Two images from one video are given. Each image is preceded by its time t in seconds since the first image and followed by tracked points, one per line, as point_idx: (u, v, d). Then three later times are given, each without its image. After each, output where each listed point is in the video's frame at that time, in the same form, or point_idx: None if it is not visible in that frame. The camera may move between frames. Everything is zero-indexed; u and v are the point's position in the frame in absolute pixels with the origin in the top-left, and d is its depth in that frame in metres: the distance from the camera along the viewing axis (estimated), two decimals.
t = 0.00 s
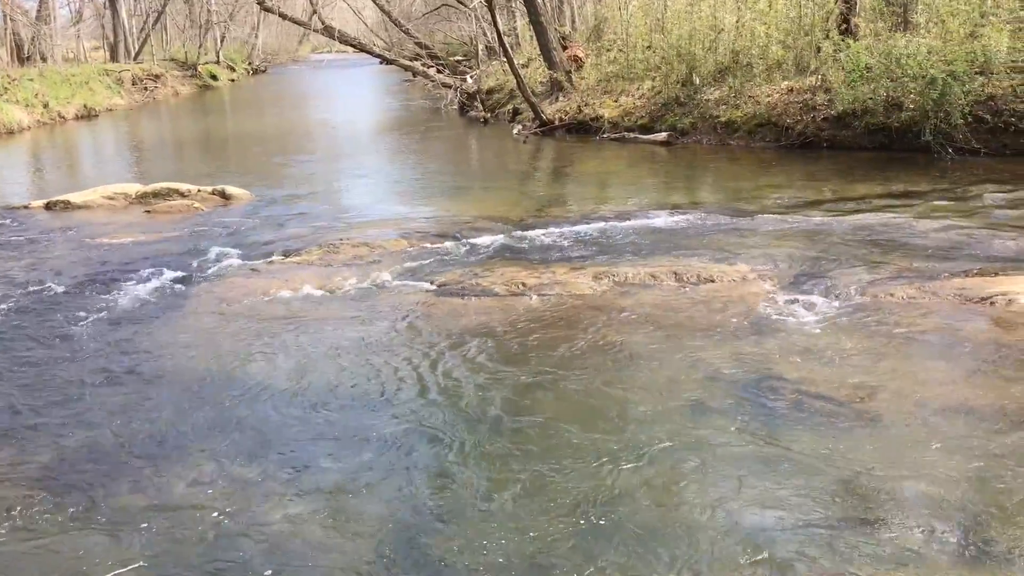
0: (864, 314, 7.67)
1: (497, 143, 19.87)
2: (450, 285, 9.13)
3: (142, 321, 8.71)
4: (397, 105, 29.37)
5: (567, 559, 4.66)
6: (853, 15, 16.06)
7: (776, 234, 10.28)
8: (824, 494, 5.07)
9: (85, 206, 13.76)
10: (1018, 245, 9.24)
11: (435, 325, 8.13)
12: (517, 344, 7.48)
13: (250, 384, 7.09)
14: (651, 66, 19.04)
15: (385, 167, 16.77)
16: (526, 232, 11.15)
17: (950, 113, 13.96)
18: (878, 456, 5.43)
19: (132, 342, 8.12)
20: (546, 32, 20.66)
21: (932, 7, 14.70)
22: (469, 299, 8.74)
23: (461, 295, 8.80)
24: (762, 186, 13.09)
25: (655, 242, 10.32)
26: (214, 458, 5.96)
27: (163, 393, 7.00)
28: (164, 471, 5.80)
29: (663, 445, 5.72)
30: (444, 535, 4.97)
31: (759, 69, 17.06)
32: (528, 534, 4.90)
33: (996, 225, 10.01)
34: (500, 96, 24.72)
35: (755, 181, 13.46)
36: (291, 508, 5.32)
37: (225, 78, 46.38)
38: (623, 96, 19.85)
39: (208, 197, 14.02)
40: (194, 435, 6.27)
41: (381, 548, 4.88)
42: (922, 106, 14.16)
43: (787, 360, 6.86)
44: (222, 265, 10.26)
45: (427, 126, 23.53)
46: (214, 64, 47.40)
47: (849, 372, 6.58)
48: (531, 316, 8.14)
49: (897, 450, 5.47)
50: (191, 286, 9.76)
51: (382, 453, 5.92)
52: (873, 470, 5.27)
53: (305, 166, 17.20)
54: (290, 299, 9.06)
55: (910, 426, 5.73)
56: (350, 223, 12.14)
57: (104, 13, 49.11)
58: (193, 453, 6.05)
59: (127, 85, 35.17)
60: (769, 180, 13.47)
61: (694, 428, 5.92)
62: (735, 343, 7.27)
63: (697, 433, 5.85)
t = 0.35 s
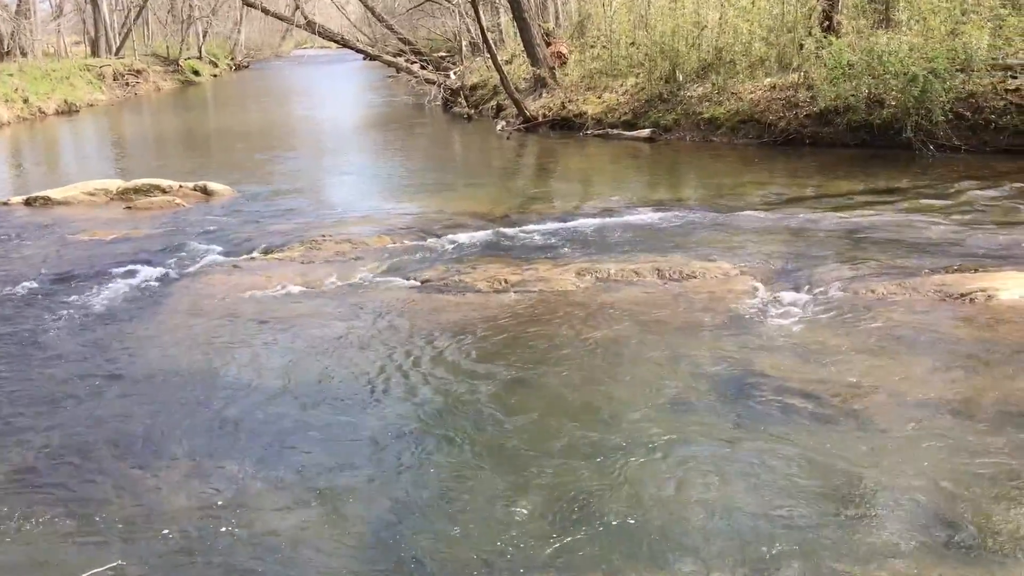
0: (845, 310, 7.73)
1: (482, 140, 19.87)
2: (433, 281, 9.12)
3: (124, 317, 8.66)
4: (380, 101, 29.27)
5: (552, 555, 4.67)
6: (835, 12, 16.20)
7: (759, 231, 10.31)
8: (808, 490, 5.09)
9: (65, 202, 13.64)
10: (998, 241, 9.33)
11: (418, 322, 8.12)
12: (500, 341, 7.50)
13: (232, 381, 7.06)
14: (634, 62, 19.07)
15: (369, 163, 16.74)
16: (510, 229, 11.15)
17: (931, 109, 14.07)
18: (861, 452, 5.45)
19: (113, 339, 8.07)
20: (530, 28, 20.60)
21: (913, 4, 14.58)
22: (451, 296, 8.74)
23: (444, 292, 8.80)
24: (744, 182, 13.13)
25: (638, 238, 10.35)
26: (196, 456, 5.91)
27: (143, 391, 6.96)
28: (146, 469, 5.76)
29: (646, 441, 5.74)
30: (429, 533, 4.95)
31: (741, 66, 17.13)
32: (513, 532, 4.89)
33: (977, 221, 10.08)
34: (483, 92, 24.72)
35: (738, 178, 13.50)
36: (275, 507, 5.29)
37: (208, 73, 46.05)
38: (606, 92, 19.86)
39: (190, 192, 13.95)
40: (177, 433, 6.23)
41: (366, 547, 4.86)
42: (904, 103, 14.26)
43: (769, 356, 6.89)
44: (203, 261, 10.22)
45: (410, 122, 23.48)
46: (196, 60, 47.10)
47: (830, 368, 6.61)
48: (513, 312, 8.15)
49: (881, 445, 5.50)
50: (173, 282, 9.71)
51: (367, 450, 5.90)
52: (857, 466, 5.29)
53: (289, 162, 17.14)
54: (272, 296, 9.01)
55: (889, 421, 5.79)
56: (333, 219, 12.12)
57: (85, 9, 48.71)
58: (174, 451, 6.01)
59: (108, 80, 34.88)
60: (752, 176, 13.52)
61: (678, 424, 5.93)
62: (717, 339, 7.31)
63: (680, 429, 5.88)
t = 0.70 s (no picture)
0: (826, 305, 7.77)
1: (466, 136, 19.83)
2: (414, 277, 9.09)
3: (102, 315, 8.58)
4: (363, 97, 29.19)
5: (531, 553, 4.65)
6: (818, 9, 16.26)
7: (741, 227, 10.33)
8: (790, 485, 5.10)
9: (43, 199, 13.51)
10: (978, 237, 9.39)
11: (401, 318, 8.10)
12: (482, 337, 7.51)
13: (211, 379, 7.02)
14: (618, 58, 19.10)
15: (351, 159, 16.68)
16: (493, 225, 11.13)
17: (911, 106, 14.16)
18: (843, 447, 5.47)
19: (91, 337, 8.00)
20: (512, 24, 20.50)
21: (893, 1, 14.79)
22: (433, 292, 8.72)
23: (426, 289, 8.78)
24: (727, 179, 13.16)
25: (621, 234, 10.36)
26: (175, 455, 5.87)
27: (121, 389, 6.90)
28: (123, 469, 5.71)
29: (627, 437, 5.74)
30: (412, 530, 4.93)
31: (724, 62, 17.17)
32: (496, 529, 4.88)
33: (958, 217, 10.14)
34: (467, 88, 24.66)
35: (721, 174, 13.54)
36: (256, 506, 5.25)
37: (188, 69, 45.70)
38: (589, 88, 19.86)
39: (170, 188, 13.86)
40: (155, 432, 6.18)
41: (347, 544, 4.84)
42: (884, 99, 14.32)
43: (750, 352, 6.90)
44: (183, 258, 10.15)
45: (393, 119, 23.41)
46: (177, 55, 46.74)
47: (812, 364, 6.63)
48: (495, 309, 8.15)
49: (862, 440, 5.52)
50: (153, 280, 9.63)
51: (349, 447, 5.87)
52: (839, 462, 5.31)
53: (271, 159, 17.04)
54: (253, 293, 8.97)
55: (869, 415, 5.82)
56: (315, 216, 12.06)
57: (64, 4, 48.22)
58: (152, 449, 5.96)
59: (89, 76, 34.56)
60: (734, 172, 13.56)
61: (659, 420, 5.94)
62: (698, 334, 7.33)
63: (662, 425, 5.88)
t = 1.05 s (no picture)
0: (804, 300, 7.82)
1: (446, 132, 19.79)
2: (394, 274, 9.07)
3: (79, 313, 8.50)
4: (344, 93, 29.09)
5: (510, 550, 4.64)
6: (797, 6, 16.28)
7: (721, 223, 10.37)
8: (768, 480, 5.12)
9: (19, 196, 13.37)
10: (955, 232, 9.47)
11: (381, 315, 8.07)
12: (462, 333, 7.49)
13: (188, 377, 6.97)
14: (598, 54, 19.09)
15: (332, 155, 16.63)
16: (474, 221, 11.10)
17: (889, 102, 14.24)
18: (822, 442, 5.50)
19: (67, 335, 7.93)
20: (493, 19, 20.47)
21: None
22: (413, 288, 8.70)
23: (406, 285, 8.76)
24: (707, 175, 13.20)
25: (601, 230, 10.37)
26: (151, 453, 5.83)
27: (97, 387, 6.84)
28: (99, 468, 5.66)
29: (607, 433, 5.75)
30: (389, 527, 4.92)
31: (704, 58, 17.20)
32: (474, 526, 4.87)
33: (934, 213, 10.22)
34: (447, 84, 24.60)
35: (701, 170, 13.58)
36: (233, 503, 5.22)
37: (168, 64, 45.31)
38: (570, 84, 19.87)
39: (148, 185, 13.76)
40: (132, 430, 6.13)
41: (326, 543, 4.81)
42: (863, 96, 14.39)
43: (728, 347, 6.93)
44: (161, 255, 10.07)
45: (374, 114, 23.33)
46: (156, 51, 46.34)
47: (789, 359, 6.66)
48: (475, 305, 8.13)
49: (839, 435, 5.56)
50: (130, 276, 9.55)
51: (327, 444, 5.85)
52: (816, 457, 5.33)
53: (251, 154, 16.95)
54: (232, 290, 8.92)
55: (847, 410, 5.85)
56: (295, 212, 12.00)
57: None
58: (129, 448, 5.91)
59: (66, 71, 34.22)
60: (714, 168, 13.60)
61: (638, 416, 5.95)
62: (678, 329, 7.35)
63: (642, 421, 5.89)
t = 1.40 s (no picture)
0: (788, 300, 7.85)
1: (433, 130, 19.76)
2: (378, 272, 9.04)
3: (60, 310, 8.44)
4: (330, 91, 29.03)
5: (492, 550, 4.63)
6: (783, 7, 16.24)
7: (705, 222, 10.38)
8: (752, 480, 5.13)
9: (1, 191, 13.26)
10: (937, 233, 9.52)
11: (365, 313, 8.04)
12: (446, 332, 7.48)
13: (170, 375, 6.92)
14: (584, 53, 19.02)
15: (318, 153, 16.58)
16: (459, 219, 11.09)
17: (874, 104, 14.30)
18: (804, 441, 5.52)
19: (48, 332, 7.87)
20: (480, 18, 20.50)
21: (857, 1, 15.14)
22: (397, 287, 8.67)
23: (390, 283, 8.73)
24: (692, 174, 13.23)
25: (586, 229, 10.37)
26: (131, 451, 5.78)
27: (78, 384, 6.78)
28: (77, 467, 5.60)
29: (590, 433, 5.74)
30: (371, 525, 4.90)
31: (690, 58, 17.19)
32: (458, 525, 4.86)
33: (917, 214, 10.28)
34: (433, 83, 24.55)
35: (687, 169, 13.60)
36: (214, 502, 5.19)
37: (153, 60, 45.02)
38: (556, 83, 19.88)
39: (132, 181, 13.67)
40: (112, 428, 6.07)
41: (306, 543, 4.78)
42: (848, 97, 14.43)
43: (712, 347, 6.94)
44: (144, 253, 10.00)
45: (360, 112, 23.25)
46: (141, 47, 46.06)
47: (772, 359, 6.68)
48: (459, 304, 8.12)
49: (821, 435, 5.57)
50: (112, 273, 9.48)
51: (309, 442, 5.83)
52: (798, 456, 5.35)
53: (236, 152, 16.87)
54: (215, 287, 8.87)
55: (829, 411, 5.85)
56: (280, 210, 11.95)
57: None
58: (108, 446, 5.86)
59: (50, 66, 33.98)
60: (700, 168, 13.63)
61: (621, 415, 5.95)
62: (661, 329, 7.36)
63: (625, 420, 5.88)
